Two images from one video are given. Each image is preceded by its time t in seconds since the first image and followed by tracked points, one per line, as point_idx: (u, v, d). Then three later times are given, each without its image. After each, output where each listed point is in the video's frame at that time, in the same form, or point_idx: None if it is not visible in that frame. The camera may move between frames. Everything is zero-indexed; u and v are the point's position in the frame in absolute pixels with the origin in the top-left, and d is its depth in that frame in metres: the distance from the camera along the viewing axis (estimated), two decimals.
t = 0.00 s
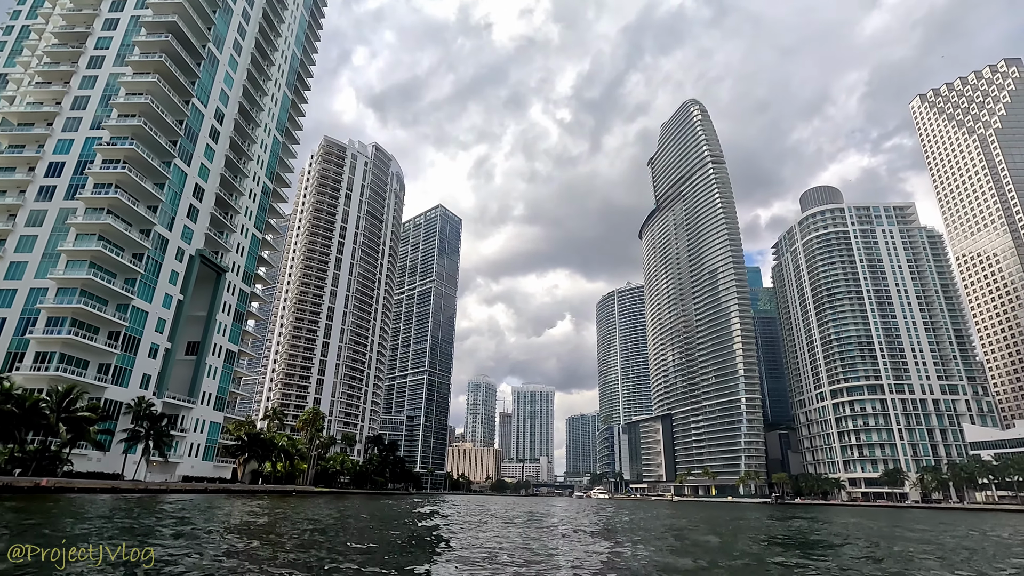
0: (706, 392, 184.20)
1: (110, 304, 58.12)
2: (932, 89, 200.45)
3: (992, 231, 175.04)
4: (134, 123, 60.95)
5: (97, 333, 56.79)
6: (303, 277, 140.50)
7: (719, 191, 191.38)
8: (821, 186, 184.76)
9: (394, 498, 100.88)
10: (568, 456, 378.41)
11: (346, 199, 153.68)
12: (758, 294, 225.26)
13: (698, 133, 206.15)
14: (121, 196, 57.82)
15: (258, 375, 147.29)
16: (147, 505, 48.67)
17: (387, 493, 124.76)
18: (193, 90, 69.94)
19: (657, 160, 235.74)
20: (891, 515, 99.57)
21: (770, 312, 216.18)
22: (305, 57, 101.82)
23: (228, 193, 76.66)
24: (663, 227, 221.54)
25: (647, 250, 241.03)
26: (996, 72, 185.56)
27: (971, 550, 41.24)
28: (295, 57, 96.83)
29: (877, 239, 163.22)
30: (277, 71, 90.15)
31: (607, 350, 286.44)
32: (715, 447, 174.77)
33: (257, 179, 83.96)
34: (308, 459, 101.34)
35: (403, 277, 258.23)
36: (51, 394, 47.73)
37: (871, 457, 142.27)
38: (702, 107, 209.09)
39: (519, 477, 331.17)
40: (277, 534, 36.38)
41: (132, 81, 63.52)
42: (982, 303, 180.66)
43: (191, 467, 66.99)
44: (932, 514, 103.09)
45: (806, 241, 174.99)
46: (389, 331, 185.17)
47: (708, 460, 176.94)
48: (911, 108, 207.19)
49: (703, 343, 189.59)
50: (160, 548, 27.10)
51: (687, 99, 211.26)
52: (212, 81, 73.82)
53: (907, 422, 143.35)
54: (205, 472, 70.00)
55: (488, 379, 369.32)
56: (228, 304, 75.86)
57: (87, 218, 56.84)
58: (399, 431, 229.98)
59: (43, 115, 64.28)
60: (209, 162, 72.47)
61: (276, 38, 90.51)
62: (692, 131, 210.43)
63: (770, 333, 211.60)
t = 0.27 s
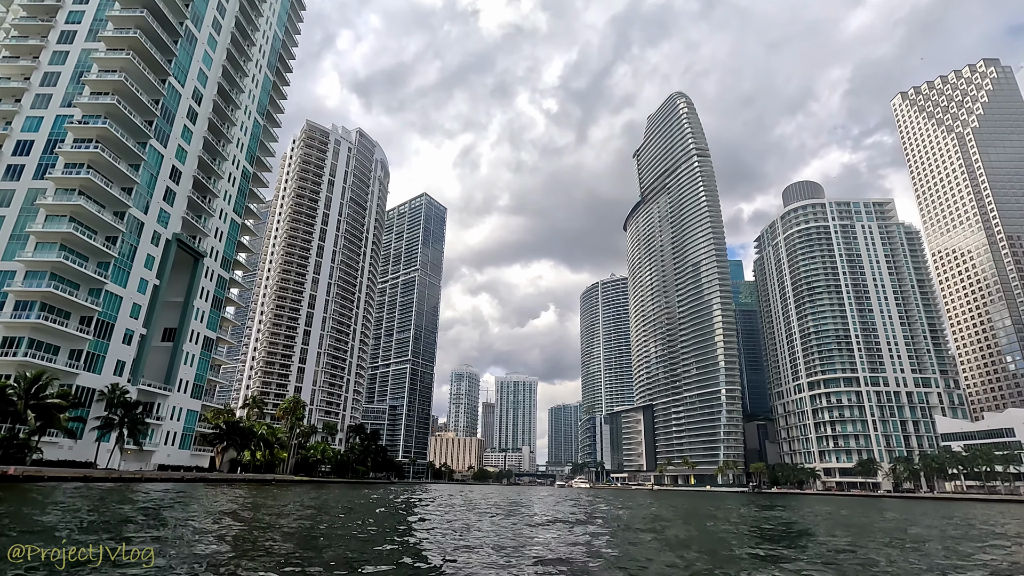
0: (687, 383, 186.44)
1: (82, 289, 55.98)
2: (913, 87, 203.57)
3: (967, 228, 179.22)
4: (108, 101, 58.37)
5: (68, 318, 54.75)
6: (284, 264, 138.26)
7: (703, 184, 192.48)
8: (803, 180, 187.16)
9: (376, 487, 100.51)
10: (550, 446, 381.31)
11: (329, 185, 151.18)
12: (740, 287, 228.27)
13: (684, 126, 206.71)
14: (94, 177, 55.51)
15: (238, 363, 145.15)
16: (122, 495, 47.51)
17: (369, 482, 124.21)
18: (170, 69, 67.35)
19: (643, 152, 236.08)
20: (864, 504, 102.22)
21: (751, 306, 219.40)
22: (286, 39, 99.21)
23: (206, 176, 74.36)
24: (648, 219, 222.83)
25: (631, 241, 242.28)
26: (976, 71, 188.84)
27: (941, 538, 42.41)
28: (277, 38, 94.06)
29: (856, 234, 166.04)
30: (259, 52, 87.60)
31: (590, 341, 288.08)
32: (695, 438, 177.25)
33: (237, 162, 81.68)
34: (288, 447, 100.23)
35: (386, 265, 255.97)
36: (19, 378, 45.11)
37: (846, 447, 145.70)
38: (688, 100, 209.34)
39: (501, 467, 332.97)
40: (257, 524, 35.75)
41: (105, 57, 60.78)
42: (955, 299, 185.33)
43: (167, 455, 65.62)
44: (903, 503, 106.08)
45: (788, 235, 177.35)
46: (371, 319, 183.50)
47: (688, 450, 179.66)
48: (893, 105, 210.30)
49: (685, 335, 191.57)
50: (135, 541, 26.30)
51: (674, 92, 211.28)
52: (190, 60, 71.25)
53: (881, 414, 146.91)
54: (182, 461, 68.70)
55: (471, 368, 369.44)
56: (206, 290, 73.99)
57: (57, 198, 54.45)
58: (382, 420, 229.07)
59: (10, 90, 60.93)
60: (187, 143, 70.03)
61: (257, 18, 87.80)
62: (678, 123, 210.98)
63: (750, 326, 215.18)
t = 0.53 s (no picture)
0: (678, 374, 187.43)
1: (65, 276, 54.63)
2: (906, 80, 204.05)
3: (956, 222, 180.75)
4: (91, 83, 56.26)
5: (51, 305, 53.45)
6: (274, 252, 136.76)
7: (696, 176, 192.25)
8: (795, 172, 187.68)
9: (367, 477, 100.40)
10: (541, 436, 383.24)
11: (320, 173, 149.46)
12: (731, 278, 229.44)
13: (678, 117, 205.98)
14: (77, 161, 53.75)
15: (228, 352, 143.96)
16: (109, 485, 46.83)
17: (360, 472, 123.95)
18: (156, 51, 65.33)
19: (636, 143, 235.19)
20: (851, 493, 103.55)
21: (742, 298, 220.69)
22: (276, 23, 97.09)
23: (194, 162, 72.83)
24: (641, 210, 222.80)
25: (624, 232, 242.32)
26: (968, 65, 189.62)
27: (926, 525, 43.00)
28: (266, 21, 91.93)
29: (848, 226, 166.88)
30: (247, 36, 85.53)
31: (582, 332, 288.87)
32: (686, 428, 178.56)
33: (225, 148, 80.07)
34: (279, 437, 99.71)
35: (378, 255, 254.48)
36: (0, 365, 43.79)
37: (835, 437, 147.47)
38: (683, 91, 208.22)
39: (492, 457, 334.42)
40: (247, 514, 35.31)
41: (89, 37, 58.50)
42: (943, 291, 187.39)
43: (155, 445, 64.88)
44: (889, 493, 107.59)
45: (780, 227, 178.03)
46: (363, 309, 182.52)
47: (678, 440, 181.08)
48: (886, 98, 210.76)
49: (676, 326, 192.34)
50: (122, 532, 25.76)
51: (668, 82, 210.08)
52: (176, 42, 69.24)
53: (869, 404, 148.68)
54: (170, 450, 68.01)
55: (463, 359, 369.56)
56: (194, 278, 72.80)
57: (39, 183, 52.78)
58: (373, 410, 228.78)
59: None
60: (173, 128, 68.33)
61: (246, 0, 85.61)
62: (672, 114, 210.16)
63: (741, 318, 216.72)
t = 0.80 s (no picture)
0: (677, 366, 187.48)
1: (60, 266, 53.94)
2: (907, 71, 202.86)
3: (956, 214, 180.34)
4: (84, 71, 55.09)
5: (46, 295, 52.82)
6: (272, 244, 135.91)
7: (696, 167, 191.24)
8: (796, 164, 186.73)
9: (366, 468, 100.39)
10: (540, 428, 384.32)
11: (318, 163, 148.41)
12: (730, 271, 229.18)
13: (678, 108, 204.61)
14: (70, 150, 52.86)
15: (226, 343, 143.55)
16: (105, 477, 46.42)
17: (359, 463, 123.86)
18: (149, 38, 63.98)
19: (636, 134, 233.99)
20: (849, 485, 103.81)
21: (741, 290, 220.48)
22: (272, 10, 95.48)
23: (189, 151, 71.77)
24: (640, 202, 222.11)
25: (623, 224, 241.71)
26: (970, 56, 188.41)
27: (929, 517, 42.76)
28: (262, 9, 90.58)
29: (847, 219, 166.41)
30: (243, 23, 84.09)
31: (581, 324, 288.85)
32: (684, 420, 178.85)
33: (220, 137, 79.03)
34: (277, 429, 99.56)
35: (377, 247, 253.67)
36: None
37: (833, 429, 147.75)
38: (682, 81, 206.82)
39: (491, 448, 335.51)
40: (246, 505, 35.02)
41: (81, 24, 57.23)
42: (942, 284, 187.33)
43: (152, 436, 64.59)
44: (887, 484, 107.97)
45: (780, 219, 177.50)
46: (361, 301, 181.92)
47: (677, 432, 181.50)
48: (886, 89, 209.65)
49: (675, 318, 192.28)
50: (120, 524, 25.55)
51: (668, 73, 208.59)
52: (170, 29, 67.92)
53: (868, 396, 148.92)
54: (168, 442, 67.74)
55: (462, 351, 369.76)
56: (191, 269, 72.12)
57: (32, 172, 51.93)
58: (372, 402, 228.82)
59: None
60: (168, 117, 67.24)
61: None
62: (671, 105, 208.79)
63: (740, 310, 216.88)
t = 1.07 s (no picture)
0: (679, 360, 187.17)
1: (59, 259, 53.57)
2: (911, 63, 201.17)
3: (960, 208, 179.27)
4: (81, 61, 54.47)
5: (45, 288, 52.49)
6: (273, 238, 135.52)
7: (698, 161, 190.13)
8: (798, 158, 185.73)
9: (368, 462, 100.44)
10: (541, 422, 385.08)
11: (318, 157, 147.78)
12: (732, 265, 228.41)
13: (680, 101, 203.34)
14: (69, 141, 52.36)
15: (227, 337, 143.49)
16: (106, 470, 46.24)
17: (360, 457, 123.89)
18: (147, 28, 63.18)
19: (638, 127, 232.61)
20: (851, 478, 103.67)
21: (743, 284, 219.81)
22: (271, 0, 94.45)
23: (189, 143, 71.17)
24: (642, 196, 221.36)
25: (625, 218, 241.04)
26: (975, 48, 186.78)
27: (933, 511, 42.48)
28: None
29: (851, 212, 165.47)
30: (242, 14, 83.21)
31: (583, 318, 288.62)
32: (686, 414, 178.71)
33: (220, 130, 78.42)
34: (279, 423, 99.58)
35: (378, 241, 253.28)
36: None
37: (835, 423, 147.56)
38: (685, 74, 205.31)
39: (493, 442, 336.27)
40: (246, 499, 34.82)
41: (78, 14, 56.50)
42: (945, 278, 186.58)
43: (153, 429, 64.47)
44: (888, 478, 107.85)
45: (782, 213, 176.62)
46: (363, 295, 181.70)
47: (678, 426, 181.43)
48: (890, 82, 208.03)
49: (677, 312, 191.79)
50: (120, 517, 25.31)
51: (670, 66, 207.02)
52: (169, 20, 67.10)
53: (870, 390, 148.60)
54: (169, 436, 67.66)
55: (463, 346, 369.95)
56: (191, 262, 71.73)
57: (30, 164, 51.46)
58: (374, 396, 229.10)
59: None
60: (167, 108, 66.57)
61: None
62: (674, 98, 207.56)
63: (742, 304, 216.25)
